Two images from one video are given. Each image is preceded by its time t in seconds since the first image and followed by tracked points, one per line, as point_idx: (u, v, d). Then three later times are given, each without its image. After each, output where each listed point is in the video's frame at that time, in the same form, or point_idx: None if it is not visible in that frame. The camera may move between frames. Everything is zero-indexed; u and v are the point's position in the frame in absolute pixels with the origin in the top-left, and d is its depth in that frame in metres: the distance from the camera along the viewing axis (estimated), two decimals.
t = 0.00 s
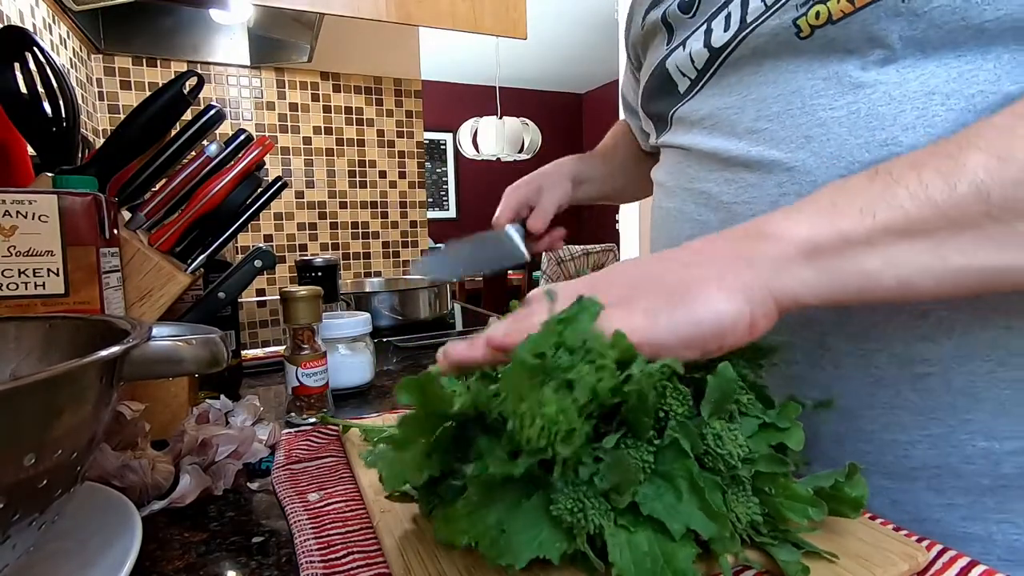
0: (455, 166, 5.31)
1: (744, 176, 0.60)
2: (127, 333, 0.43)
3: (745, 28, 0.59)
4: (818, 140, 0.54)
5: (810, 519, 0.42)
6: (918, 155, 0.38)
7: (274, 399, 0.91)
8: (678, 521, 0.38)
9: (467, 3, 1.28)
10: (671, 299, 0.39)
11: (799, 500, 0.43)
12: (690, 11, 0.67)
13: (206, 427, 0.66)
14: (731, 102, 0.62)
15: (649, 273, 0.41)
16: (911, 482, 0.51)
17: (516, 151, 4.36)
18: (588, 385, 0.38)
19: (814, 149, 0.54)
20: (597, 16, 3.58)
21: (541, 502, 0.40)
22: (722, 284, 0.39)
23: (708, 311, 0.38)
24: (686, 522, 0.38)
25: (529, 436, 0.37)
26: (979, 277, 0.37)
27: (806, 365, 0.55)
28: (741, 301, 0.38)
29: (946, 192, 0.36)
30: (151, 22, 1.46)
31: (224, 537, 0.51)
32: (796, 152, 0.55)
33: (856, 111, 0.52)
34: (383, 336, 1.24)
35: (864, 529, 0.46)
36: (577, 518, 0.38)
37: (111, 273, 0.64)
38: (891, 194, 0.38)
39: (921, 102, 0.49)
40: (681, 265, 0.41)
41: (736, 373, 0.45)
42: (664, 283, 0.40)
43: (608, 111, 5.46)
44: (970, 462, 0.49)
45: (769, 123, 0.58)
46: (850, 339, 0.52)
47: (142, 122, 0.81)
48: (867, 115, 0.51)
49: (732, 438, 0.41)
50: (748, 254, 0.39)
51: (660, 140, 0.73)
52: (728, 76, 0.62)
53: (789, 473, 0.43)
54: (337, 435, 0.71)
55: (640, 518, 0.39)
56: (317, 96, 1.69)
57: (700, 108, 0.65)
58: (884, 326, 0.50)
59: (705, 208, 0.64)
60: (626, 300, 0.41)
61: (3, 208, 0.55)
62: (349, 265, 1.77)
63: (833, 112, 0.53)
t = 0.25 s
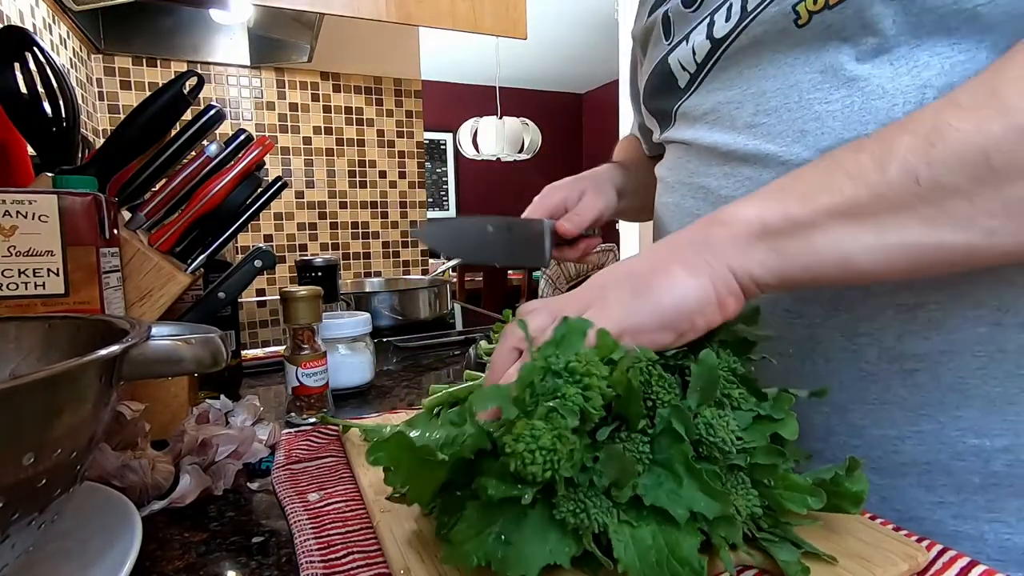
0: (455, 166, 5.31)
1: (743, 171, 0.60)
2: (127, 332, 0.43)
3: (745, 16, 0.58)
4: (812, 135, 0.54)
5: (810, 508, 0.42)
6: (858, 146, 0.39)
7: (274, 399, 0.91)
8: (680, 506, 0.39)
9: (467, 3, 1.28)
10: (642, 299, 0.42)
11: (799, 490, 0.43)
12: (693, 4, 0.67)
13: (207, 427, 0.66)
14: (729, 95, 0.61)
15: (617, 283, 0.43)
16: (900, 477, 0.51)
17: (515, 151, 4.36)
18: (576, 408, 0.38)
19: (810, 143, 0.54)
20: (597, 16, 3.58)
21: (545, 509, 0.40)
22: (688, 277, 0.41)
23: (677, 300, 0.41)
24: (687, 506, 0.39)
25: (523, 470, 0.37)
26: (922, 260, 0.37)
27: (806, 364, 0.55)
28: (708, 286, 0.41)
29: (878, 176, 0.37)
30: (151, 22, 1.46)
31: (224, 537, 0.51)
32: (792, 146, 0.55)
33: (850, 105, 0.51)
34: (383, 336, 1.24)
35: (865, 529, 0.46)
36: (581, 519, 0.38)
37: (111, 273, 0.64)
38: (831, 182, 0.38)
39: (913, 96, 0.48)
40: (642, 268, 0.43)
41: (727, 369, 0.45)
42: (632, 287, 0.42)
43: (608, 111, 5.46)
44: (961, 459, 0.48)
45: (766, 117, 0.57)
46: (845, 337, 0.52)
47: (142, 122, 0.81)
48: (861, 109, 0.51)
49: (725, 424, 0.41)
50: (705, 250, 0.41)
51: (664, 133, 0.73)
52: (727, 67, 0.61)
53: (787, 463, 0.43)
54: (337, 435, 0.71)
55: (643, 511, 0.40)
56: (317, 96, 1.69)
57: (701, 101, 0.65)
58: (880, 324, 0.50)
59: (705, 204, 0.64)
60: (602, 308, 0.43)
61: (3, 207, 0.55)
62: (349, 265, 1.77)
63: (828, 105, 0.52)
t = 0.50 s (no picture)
0: (455, 167, 5.31)
1: (755, 171, 0.59)
2: (127, 332, 0.43)
3: (759, 12, 0.60)
4: (829, 135, 0.54)
5: (811, 515, 0.42)
6: (912, 198, 0.41)
7: (274, 399, 0.91)
8: (688, 523, 0.39)
9: (467, 3, 1.28)
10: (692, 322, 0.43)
11: (800, 496, 0.42)
12: None
13: (206, 427, 0.66)
14: (744, 94, 0.62)
15: (667, 302, 0.44)
16: (906, 483, 0.52)
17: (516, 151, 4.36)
18: (618, 419, 0.37)
19: (825, 143, 0.54)
20: (597, 16, 3.58)
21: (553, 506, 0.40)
22: (737, 311, 0.42)
23: (726, 331, 0.42)
24: (695, 526, 0.39)
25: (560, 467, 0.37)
26: (964, 310, 0.40)
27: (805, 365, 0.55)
28: (753, 325, 0.42)
29: (932, 238, 0.39)
30: (151, 22, 1.46)
31: (224, 537, 0.51)
32: (807, 146, 0.55)
33: (869, 107, 0.52)
34: (383, 336, 1.24)
35: (864, 528, 0.46)
36: (591, 520, 0.38)
37: (111, 273, 0.64)
38: (883, 237, 0.40)
39: (935, 99, 0.49)
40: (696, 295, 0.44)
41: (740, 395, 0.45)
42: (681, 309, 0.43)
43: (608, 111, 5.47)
44: (968, 465, 0.49)
45: (781, 117, 0.58)
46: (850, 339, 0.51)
47: (142, 122, 0.81)
48: (880, 111, 0.51)
49: (734, 447, 0.41)
50: (757, 289, 0.43)
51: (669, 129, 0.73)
52: (741, 65, 0.62)
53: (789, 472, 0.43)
54: (337, 435, 0.71)
55: (650, 517, 0.40)
56: (317, 96, 1.69)
57: (712, 98, 0.65)
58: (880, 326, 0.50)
59: (710, 202, 0.64)
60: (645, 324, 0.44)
61: (3, 208, 0.55)
62: (349, 265, 1.77)
63: (847, 105, 0.53)
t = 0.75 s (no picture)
0: (455, 167, 5.31)
1: (778, 178, 0.58)
2: (127, 333, 0.43)
3: (784, 9, 0.58)
4: (863, 145, 0.53)
5: (812, 521, 0.42)
6: (919, 231, 0.41)
7: (274, 399, 0.91)
8: (692, 526, 0.38)
9: (467, 3, 1.28)
10: (695, 339, 0.43)
11: (802, 502, 0.42)
12: None
13: (206, 427, 0.66)
14: (768, 96, 0.60)
15: (674, 318, 0.45)
16: (926, 498, 0.52)
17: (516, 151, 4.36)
18: (626, 414, 0.38)
19: (858, 154, 0.53)
20: (597, 16, 3.59)
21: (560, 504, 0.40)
22: (740, 331, 0.43)
23: (728, 351, 0.42)
24: (698, 530, 0.38)
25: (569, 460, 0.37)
26: (966, 350, 0.40)
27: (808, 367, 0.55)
28: (754, 346, 0.43)
29: (940, 276, 0.38)
30: (151, 22, 1.46)
31: (224, 537, 0.51)
32: (836, 155, 0.54)
33: (908, 117, 0.51)
34: (383, 336, 1.24)
35: (864, 529, 0.46)
36: (597, 518, 0.38)
37: (111, 273, 0.64)
38: (889, 271, 0.40)
39: (977, 112, 0.48)
40: (701, 314, 0.44)
41: (746, 406, 0.46)
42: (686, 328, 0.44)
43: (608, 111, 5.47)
44: (992, 483, 0.49)
45: (807, 122, 0.57)
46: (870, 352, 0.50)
47: (142, 122, 0.81)
48: (918, 122, 0.50)
49: (737, 453, 0.41)
50: (760, 309, 0.43)
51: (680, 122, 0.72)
52: (766, 65, 0.61)
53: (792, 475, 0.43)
54: (337, 435, 0.71)
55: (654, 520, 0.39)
56: (317, 96, 1.69)
57: (731, 97, 0.64)
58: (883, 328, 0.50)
59: (727, 207, 0.63)
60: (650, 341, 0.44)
61: (3, 208, 0.55)
62: (349, 265, 1.77)
63: (881, 114, 0.52)
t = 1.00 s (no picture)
0: (455, 167, 5.31)
1: (797, 194, 0.55)
2: (128, 333, 0.43)
3: (792, 24, 0.54)
4: (891, 160, 0.50)
5: (811, 524, 0.42)
6: (924, 245, 0.41)
7: (274, 399, 0.91)
8: (691, 531, 0.38)
9: (467, 3, 1.28)
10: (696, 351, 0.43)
11: (801, 505, 0.42)
12: None
13: (206, 427, 0.66)
14: (782, 105, 0.57)
15: (677, 327, 0.45)
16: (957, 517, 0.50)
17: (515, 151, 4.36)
18: (628, 418, 0.38)
19: (886, 169, 0.50)
20: (597, 16, 3.59)
21: (560, 505, 0.40)
22: (742, 342, 0.43)
23: (730, 364, 0.42)
24: (698, 535, 0.38)
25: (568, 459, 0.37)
26: (970, 365, 0.40)
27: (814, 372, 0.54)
28: (756, 357, 0.43)
29: (943, 290, 0.38)
30: (151, 22, 1.46)
31: (224, 537, 0.51)
32: (862, 170, 0.51)
33: (940, 130, 0.48)
34: (383, 336, 1.24)
35: (864, 529, 0.46)
36: (596, 519, 0.38)
37: (111, 273, 0.64)
38: (891, 285, 0.41)
39: (1012, 124, 0.47)
40: (703, 323, 0.45)
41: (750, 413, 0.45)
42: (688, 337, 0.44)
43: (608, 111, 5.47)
44: None
45: (827, 133, 0.53)
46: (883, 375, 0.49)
47: (142, 122, 0.81)
48: (950, 135, 0.48)
49: (736, 458, 0.41)
50: (762, 320, 0.43)
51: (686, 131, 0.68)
52: (775, 74, 0.57)
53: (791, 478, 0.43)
54: (337, 435, 0.71)
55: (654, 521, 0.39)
56: (317, 96, 1.69)
57: (741, 108, 0.60)
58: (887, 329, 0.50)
59: (740, 220, 0.59)
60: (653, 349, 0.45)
61: (3, 208, 0.55)
62: (349, 264, 1.77)
63: (908, 126, 0.49)
